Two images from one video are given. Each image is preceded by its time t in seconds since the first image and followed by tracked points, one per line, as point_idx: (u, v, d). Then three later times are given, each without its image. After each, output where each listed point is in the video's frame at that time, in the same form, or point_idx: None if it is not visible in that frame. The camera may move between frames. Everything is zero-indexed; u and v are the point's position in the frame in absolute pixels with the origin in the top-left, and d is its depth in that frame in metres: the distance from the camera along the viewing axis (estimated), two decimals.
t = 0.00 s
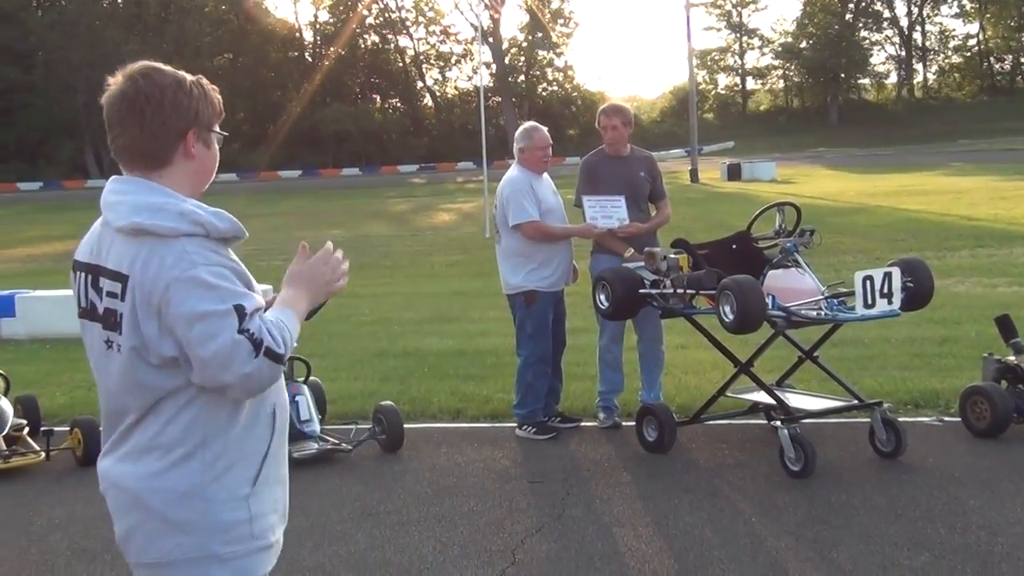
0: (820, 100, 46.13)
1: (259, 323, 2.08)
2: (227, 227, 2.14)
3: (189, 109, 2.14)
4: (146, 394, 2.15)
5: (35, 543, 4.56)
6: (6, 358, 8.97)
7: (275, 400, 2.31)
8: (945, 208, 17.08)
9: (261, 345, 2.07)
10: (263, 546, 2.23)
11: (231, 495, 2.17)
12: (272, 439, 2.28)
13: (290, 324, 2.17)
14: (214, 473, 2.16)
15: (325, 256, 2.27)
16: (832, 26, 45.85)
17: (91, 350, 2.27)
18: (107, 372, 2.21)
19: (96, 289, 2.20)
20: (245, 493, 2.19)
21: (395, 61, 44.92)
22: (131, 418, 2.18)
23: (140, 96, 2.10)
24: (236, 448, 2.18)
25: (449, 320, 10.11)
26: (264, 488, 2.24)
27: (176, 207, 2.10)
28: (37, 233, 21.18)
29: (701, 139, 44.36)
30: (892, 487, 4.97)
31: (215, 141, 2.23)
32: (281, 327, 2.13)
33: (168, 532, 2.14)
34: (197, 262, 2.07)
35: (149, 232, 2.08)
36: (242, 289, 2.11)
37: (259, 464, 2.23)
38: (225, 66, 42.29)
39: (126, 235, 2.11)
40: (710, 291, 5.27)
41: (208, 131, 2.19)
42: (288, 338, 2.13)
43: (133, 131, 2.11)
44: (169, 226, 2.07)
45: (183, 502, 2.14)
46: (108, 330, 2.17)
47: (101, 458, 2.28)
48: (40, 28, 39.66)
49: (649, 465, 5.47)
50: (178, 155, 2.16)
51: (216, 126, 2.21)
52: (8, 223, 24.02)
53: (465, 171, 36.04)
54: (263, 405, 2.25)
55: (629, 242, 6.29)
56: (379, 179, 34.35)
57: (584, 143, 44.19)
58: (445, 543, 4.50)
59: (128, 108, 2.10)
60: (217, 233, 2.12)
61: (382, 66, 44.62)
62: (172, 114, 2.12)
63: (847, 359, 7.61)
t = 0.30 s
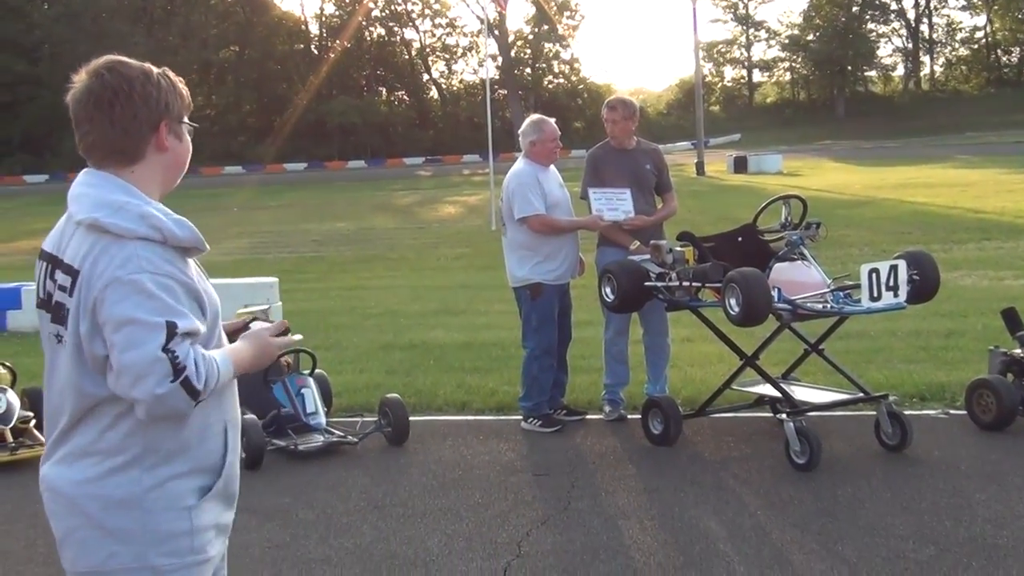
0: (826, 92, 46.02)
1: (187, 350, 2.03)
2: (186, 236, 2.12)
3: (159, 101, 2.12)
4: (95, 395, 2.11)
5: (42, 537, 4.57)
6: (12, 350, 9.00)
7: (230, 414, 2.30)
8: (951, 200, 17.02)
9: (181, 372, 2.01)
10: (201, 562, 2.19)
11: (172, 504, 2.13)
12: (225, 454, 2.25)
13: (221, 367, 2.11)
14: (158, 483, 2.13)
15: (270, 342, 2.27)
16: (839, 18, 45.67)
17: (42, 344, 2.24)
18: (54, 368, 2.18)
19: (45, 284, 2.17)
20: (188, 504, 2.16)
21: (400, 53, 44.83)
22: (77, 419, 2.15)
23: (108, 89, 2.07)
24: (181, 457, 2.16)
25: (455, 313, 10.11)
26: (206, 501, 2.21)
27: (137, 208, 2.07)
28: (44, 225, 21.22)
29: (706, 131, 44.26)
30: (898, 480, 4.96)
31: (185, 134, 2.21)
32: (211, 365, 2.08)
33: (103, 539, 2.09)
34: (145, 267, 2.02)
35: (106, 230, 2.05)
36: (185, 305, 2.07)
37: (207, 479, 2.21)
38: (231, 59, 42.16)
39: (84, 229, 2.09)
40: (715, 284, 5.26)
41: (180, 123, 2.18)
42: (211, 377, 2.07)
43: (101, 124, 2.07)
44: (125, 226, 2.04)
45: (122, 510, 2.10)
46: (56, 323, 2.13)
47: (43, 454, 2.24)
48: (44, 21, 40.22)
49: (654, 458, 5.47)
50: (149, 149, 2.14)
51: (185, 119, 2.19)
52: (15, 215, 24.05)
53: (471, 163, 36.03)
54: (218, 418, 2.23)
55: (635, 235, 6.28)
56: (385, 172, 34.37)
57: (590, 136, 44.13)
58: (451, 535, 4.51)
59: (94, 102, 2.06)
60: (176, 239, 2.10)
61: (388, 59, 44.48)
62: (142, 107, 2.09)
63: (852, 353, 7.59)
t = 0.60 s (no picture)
0: (825, 89, 46.07)
1: (149, 359, 2.05)
2: (156, 239, 2.12)
3: (130, 96, 2.13)
4: (64, 398, 2.13)
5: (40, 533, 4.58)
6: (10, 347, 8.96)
7: (201, 414, 2.35)
8: (950, 198, 17.03)
9: (142, 386, 2.04)
10: (178, 560, 2.24)
11: (152, 505, 2.18)
12: (198, 452, 2.30)
13: (186, 377, 2.14)
14: (134, 483, 2.16)
15: (238, 350, 2.33)
16: (838, 15, 45.64)
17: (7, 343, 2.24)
18: (23, 369, 2.19)
19: (13, 279, 2.17)
20: (165, 503, 2.21)
21: (399, 50, 44.77)
22: (46, 422, 2.16)
23: (80, 83, 2.08)
24: (154, 459, 2.19)
25: (453, 309, 10.12)
26: (185, 500, 2.25)
27: (106, 209, 2.08)
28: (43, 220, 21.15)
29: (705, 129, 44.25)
30: (896, 477, 4.98)
31: (156, 130, 2.23)
32: (173, 376, 2.10)
33: (81, 542, 2.12)
34: (108, 271, 2.04)
35: (74, 230, 2.06)
36: (152, 313, 2.09)
37: (183, 478, 2.26)
38: (230, 54, 42.19)
39: (51, 229, 2.09)
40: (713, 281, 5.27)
41: (150, 119, 2.19)
42: (172, 390, 2.10)
43: (70, 117, 2.08)
44: (93, 227, 2.05)
45: (100, 511, 2.13)
46: (23, 324, 2.14)
47: (14, 456, 2.25)
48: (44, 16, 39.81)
49: (651, 455, 5.47)
50: (120, 143, 2.15)
51: (156, 115, 2.21)
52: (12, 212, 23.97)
53: (470, 160, 36.00)
54: (189, 418, 2.28)
55: (634, 232, 6.28)
56: (384, 168, 34.34)
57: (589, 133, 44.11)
58: (448, 532, 4.51)
59: (64, 94, 2.07)
60: (144, 242, 2.10)
61: (387, 55, 44.48)
62: (113, 101, 2.11)
63: (849, 350, 7.60)
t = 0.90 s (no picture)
0: (810, 98, 46.35)
1: (127, 373, 2.05)
2: (129, 249, 2.11)
3: (95, 104, 2.12)
4: (40, 413, 2.12)
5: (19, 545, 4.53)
6: None
7: (178, 421, 2.35)
8: (934, 208, 17.12)
9: (122, 399, 2.04)
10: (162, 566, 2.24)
11: (133, 513, 2.17)
12: (176, 460, 2.30)
13: (163, 388, 2.13)
14: (116, 492, 2.16)
15: (217, 359, 2.31)
16: (822, 25, 45.89)
17: None
18: None
19: None
20: (147, 511, 2.21)
21: (386, 58, 44.67)
22: (19, 438, 2.14)
23: (42, 93, 2.07)
24: (135, 467, 2.19)
25: (438, 318, 10.10)
26: (164, 506, 2.25)
27: (78, 221, 2.07)
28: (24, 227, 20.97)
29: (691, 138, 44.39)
30: (879, 486, 4.99)
31: (122, 138, 2.21)
32: (152, 387, 2.10)
33: (64, 553, 2.10)
34: (83, 285, 2.03)
35: (47, 243, 2.05)
36: (128, 324, 2.09)
37: (162, 484, 2.26)
38: (216, 62, 42.05)
39: (24, 241, 2.08)
40: (697, 289, 5.26)
41: (116, 128, 2.18)
42: (152, 402, 2.10)
43: (35, 127, 2.08)
44: (66, 240, 2.04)
45: (84, 522, 2.12)
46: None
47: None
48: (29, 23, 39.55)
49: (636, 464, 5.47)
50: (86, 155, 2.14)
51: (122, 123, 2.20)
52: None
53: (456, 169, 35.96)
54: (168, 423, 2.28)
55: (618, 240, 6.29)
56: (371, 176, 34.32)
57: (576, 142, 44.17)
58: (432, 541, 4.49)
59: (28, 104, 2.07)
60: (118, 253, 2.09)
61: (373, 63, 44.39)
62: (78, 111, 2.10)
63: (834, 359, 7.62)
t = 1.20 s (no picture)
0: (801, 105, 46.45)
1: (104, 377, 2.04)
2: (115, 254, 2.12)
3: (77, 112, 2.12)
4: (24, 419, 2.10)
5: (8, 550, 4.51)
6: None
7: (161, 426, 2.34)
8: (924, 215, 17.19)
9: (99, 404, 2.02)
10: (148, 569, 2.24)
11: (118, 517, 2.17)
12: (159, 465, 2.29)
13: (142, 394, 2.11)
14: (102, 496, 2.15)
15: (205, 367, 2.29)
16: (814, 32, 46.02)
17: None
18: None
19: None
20: (133, 516, 2.20)
21: (377, 64, 44.57)
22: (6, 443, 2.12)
23: (24, 99, 2.07)
24: (122, 472, 2.19)
25: (429, 324, 10.09)
26: (148, 511, 2.25)
27: (62, 226, 2.06)
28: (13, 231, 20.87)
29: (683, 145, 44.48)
30: (869, 492, 5.00)
31: (104, 148, 2.21)
32: (130, 392, 2.08)
33: (50, 560, 2.09)
34: (67, 290, 2.03)
35: (31, 248, 2.04)
36: (111, 330, 2.08)
37: (146, 488, 2.26)
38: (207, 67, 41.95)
39: (6, 247, 2.07)
40: (689, 296, 5.26)
41: (98, 136, 2.18)
42: (130, 406, 2.08)
43: (15, 135, 2.07)
44: (50, 245, 2.04)
45: (71, 528, 2.11)
46: None
47: None
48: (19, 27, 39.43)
49: (626, 469, 5.48)
50: (67, 162, 2.13)
51: (105, 132, 2.20)
52: None
53: (447, 175, 35.95)
54: (150, 430, 2.27)
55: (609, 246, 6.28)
56: (362, 182, 34.26)
57: (567, 148, 44.12)
58: (423, 547, 4.48)
59: (11, 112, 2.06)
60: (104, 258, 2.10)
61: (364, 68, 44.31)
62: (59, 119, 2.10)
63: (825, 366, 7.64)
